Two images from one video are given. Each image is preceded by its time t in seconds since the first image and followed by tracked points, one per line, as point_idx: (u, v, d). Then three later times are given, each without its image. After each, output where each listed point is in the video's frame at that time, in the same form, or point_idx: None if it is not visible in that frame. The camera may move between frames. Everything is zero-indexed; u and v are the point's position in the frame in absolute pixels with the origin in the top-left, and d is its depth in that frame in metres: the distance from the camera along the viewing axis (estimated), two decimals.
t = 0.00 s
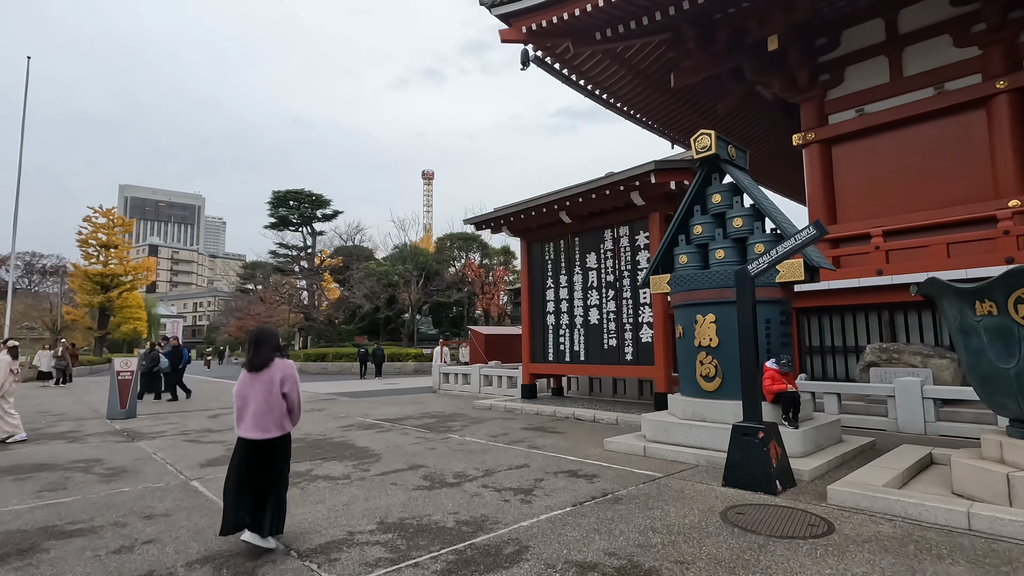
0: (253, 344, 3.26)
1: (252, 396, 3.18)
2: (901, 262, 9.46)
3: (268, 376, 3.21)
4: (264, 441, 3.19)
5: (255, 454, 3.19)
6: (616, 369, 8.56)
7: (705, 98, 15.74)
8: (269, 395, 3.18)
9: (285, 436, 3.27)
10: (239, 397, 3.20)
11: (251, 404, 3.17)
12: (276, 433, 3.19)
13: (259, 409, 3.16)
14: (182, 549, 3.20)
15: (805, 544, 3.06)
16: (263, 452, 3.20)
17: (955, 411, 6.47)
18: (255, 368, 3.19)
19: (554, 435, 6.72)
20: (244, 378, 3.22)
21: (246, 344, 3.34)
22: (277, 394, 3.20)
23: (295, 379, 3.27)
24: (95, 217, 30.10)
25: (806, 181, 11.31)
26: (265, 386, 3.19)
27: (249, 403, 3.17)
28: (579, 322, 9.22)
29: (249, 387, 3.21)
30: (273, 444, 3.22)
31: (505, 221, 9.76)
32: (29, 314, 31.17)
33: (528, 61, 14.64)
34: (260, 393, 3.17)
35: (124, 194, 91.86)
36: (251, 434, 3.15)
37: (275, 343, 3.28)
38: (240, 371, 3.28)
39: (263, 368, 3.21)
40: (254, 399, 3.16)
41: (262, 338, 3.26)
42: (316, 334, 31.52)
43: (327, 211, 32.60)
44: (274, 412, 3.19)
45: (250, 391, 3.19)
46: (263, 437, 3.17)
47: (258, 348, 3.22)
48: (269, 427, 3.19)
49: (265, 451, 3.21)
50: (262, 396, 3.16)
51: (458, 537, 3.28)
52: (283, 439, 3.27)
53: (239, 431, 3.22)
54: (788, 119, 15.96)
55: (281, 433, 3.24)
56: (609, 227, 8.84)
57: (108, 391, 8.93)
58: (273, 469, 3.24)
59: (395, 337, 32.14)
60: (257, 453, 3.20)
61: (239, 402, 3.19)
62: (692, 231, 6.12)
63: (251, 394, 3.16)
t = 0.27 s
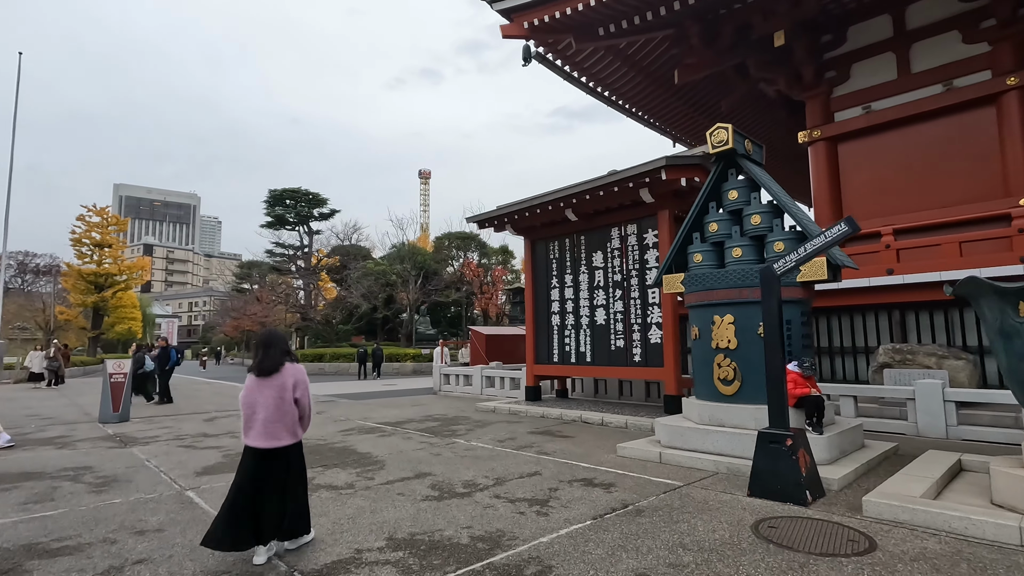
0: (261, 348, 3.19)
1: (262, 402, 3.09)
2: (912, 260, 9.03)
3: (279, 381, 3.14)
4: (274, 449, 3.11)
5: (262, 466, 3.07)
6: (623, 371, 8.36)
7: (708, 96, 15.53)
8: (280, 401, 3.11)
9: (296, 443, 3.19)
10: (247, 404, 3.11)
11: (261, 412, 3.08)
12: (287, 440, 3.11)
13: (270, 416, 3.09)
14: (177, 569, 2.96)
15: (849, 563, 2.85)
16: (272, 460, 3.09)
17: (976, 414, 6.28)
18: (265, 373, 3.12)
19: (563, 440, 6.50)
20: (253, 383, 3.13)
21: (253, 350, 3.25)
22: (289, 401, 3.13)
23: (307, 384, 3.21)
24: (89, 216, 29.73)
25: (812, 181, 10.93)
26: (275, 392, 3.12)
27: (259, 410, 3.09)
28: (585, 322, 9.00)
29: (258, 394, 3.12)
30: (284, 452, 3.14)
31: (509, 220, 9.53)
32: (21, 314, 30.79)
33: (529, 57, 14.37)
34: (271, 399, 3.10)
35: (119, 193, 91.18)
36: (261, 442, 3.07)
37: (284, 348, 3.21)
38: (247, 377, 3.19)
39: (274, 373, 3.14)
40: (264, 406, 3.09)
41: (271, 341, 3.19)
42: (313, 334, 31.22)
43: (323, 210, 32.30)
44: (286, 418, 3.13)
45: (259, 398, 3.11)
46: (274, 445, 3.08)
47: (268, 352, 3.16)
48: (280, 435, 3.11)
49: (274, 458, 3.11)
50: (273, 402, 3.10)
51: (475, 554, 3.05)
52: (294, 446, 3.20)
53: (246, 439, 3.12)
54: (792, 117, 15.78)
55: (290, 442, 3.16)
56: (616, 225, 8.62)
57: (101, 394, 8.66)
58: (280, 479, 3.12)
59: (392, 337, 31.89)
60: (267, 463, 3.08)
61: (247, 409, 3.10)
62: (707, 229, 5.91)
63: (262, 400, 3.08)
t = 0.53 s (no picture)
0: (284, 347, 3.08)
1: (291, 403, 2.99)
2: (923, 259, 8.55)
3: (306, 381, 3.06)
4: (302, 450, 3.02)
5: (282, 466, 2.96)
6: (633, 370, 8.17)
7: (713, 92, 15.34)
8: (310, 401, 3.04)
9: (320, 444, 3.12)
10: (273, 404, 2.99)
11: (290, 412, 2.99)
12: (316, 441, 3.05)
13: (299, 416, 3.00)
14: None
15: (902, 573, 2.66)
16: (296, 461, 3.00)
17: (999, 414, 6.11)
18: (293, 373, 3.02)
19: (575, 441, 6.29)
20: (278, 383, 3.01)
21: (273, 349, 3.12)
22: (317, 400, 3.07)
23: (332, 384, 3.17)
24: (85, 215, 29.42)
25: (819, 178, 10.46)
26: (304, 392, 3.04)
27: (287, 410, 2.98)
28: (594, 320, 8.81)
29: (284, 394, 3.00)
30: (310, 453, 3.06)
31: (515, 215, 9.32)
32: (16, 315, 30.45)
33: (532, 52, 14.14)
34: (300, 399, 3.01)
35: (115, 193, 90.66)
36: (290, 443, 2.97)
37: (310, 347, 3.13)
38: (269, 377, 3.06)
39: (300, 372, 3.05)
40: (294, 405, 2.99)
41: (295, 340, 3.10)
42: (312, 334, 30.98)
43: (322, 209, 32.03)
44: (315, 418, 3.06)
45: (286, 398, 2.99)
46: (304, 445, 3.00)
47: (296, 351, 3.07)
48: (308, 435, 3.03)
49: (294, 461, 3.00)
50: (304, 402, 3.01)
51: (499, 564, 2.85)
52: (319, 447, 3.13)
53: (270, 441, 2.99)
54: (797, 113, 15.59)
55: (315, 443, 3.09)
56: (626, 221, 8.43)
57: (96, 395, 8.43)
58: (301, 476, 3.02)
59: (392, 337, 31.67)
60: (290, 463, 2.98)
61: (274, 408, 2.98)
62: (725, 222, 5.73)
63: (292, 400, 2.97)
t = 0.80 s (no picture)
0: (313, 349, 2.96)
1: (319, 406, 2.89)
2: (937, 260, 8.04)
3: (336, 384, 2.95)
4: (330, 455, 2.91)
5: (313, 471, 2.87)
6: (644, 372, 7.97)
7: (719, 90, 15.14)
8: (339, 405, 2.92)
9: (347, 449, 3.02)
10: (301, 407, 2.88)
11: (318, 416, 2.89)
12: (343, 446, 2.93)
13: (327, 421, 2.90)
14: None
15: None
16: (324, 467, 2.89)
17: None
18: (321, 376, 2.91)
19: (588, 446, 6.07)
20: (306, 386, 2.91)
21: (301, 350, 3.01)
22: (346, 404, 2.95)
23: (361, 387, 3.04)
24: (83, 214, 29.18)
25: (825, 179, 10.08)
26: (334, 395, 2.93)
27: (316, 414, 2.89)
28: (603, 322, 8.61)
29: (312, 397, 2.90)
30: (338, 459, 2.95)
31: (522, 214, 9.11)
32: (13, 315, 30.20)
33: (537, 49, 13.92)
34: (329, 403, 2.90)
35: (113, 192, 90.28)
36: (317, 448, 2.87)
37: (339, 348, 3.02)
38: (297, 379, 2.95)
39: (329, 375, 2.93)
40: (322, 409, 2.89)
41: (325, 341, 2.98)
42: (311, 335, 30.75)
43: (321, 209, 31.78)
44: (343, 423, 2.95)
45: (315, 402, 2.89)
46: (332, 451, 2.90)
47: (325, 353, 2.95)
48: (336, 440, 2.92)
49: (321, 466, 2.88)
50: (333, 406, 2.90)
51: None
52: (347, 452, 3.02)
53: (297, 445, 2.90)
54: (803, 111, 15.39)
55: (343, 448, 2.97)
56: (636, 219, 8.22)
57: (92, 398, 8.20)
58: (332, 481, 2.91)
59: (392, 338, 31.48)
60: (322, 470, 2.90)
61: (302, 412, 2.88)
62: (745, 220, 5.52)
63: (322, 404, 2.87)
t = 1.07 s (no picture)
0: (331, 344, 2.86)
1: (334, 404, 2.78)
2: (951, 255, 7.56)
3: (351, 382, 2.82)
4: (346, 456, 2.80)
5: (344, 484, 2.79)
6: (655, 373, 7.76)
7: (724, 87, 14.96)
8: (355, 404, 2.80)
9: (366, 450, 2.89)
10: (317, 405, 2.80)
11: (333, 415, 2.79)
12: (359, 448, 2.80)
13: (342, 419, 2.78)
14: None
15: None
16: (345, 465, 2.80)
17: None
18: (338, 372, 2.80)
19: (600, 449, 5.86)
20: (323, 383, 2.81)
21: (322, 344, 2.92)
22: (362, 403, 2.81)
23: (379, 386, 2.89)
24: (80, 214, 29.00)
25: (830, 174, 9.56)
26: (349, 393, 2.80)
27: (332, 412, 2.79)
28: (611, 320, 8.41)
29: (329, 394, 2.80)
30: (354, 460, 2.83)
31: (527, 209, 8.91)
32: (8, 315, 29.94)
33: (539, 45, 13.71)
34: (343, 401, 2.78)
35: (110, 193, 89.94)
36: (332, 448, 2.77)
37: (357, 344, 2.89)
38: (316, 375, 2.87)
39: (346, 371, 2.82)
40: (336, 408, 2.78)
41: (343, 335, 2.87)
42: (310, 335, 30.58)
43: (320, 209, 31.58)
44: (360, 422, 2.82)
45: (330, 400, 2.79)
46: (347, 452, 2.78)
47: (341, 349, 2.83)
48: (352, 441, 2.80)
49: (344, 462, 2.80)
50: (346, 405, 2.78)
51: None
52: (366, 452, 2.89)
53: (314, 443, 2.83)
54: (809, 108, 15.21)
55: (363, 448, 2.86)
56: (646, 215, 8.02)
57: (87, 398, 7.96)
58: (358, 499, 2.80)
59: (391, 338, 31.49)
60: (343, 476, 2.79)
61: (318, 410, 2.80)
62: (765, 214, 5.32)
63: (336, 402, 2.77)
